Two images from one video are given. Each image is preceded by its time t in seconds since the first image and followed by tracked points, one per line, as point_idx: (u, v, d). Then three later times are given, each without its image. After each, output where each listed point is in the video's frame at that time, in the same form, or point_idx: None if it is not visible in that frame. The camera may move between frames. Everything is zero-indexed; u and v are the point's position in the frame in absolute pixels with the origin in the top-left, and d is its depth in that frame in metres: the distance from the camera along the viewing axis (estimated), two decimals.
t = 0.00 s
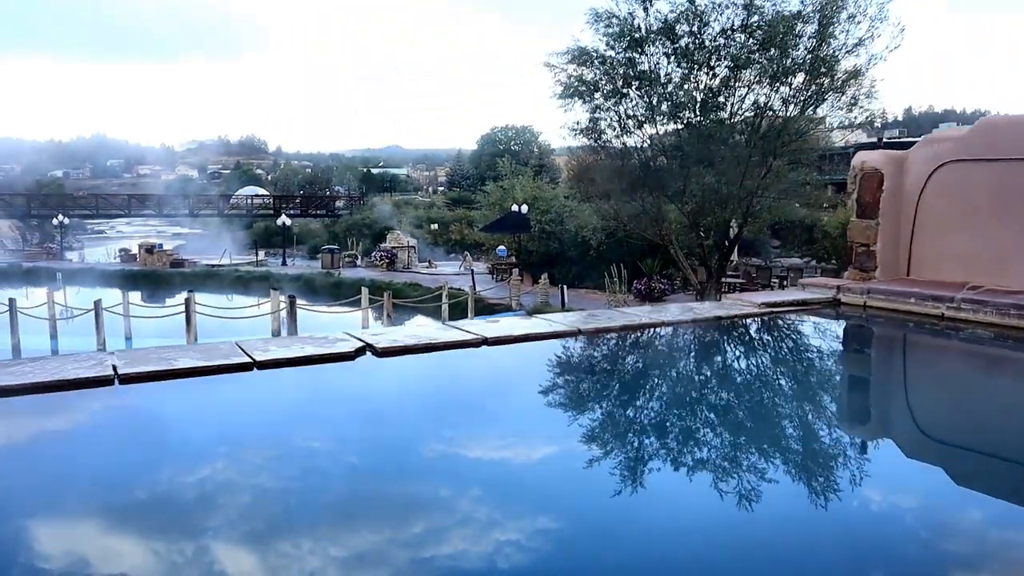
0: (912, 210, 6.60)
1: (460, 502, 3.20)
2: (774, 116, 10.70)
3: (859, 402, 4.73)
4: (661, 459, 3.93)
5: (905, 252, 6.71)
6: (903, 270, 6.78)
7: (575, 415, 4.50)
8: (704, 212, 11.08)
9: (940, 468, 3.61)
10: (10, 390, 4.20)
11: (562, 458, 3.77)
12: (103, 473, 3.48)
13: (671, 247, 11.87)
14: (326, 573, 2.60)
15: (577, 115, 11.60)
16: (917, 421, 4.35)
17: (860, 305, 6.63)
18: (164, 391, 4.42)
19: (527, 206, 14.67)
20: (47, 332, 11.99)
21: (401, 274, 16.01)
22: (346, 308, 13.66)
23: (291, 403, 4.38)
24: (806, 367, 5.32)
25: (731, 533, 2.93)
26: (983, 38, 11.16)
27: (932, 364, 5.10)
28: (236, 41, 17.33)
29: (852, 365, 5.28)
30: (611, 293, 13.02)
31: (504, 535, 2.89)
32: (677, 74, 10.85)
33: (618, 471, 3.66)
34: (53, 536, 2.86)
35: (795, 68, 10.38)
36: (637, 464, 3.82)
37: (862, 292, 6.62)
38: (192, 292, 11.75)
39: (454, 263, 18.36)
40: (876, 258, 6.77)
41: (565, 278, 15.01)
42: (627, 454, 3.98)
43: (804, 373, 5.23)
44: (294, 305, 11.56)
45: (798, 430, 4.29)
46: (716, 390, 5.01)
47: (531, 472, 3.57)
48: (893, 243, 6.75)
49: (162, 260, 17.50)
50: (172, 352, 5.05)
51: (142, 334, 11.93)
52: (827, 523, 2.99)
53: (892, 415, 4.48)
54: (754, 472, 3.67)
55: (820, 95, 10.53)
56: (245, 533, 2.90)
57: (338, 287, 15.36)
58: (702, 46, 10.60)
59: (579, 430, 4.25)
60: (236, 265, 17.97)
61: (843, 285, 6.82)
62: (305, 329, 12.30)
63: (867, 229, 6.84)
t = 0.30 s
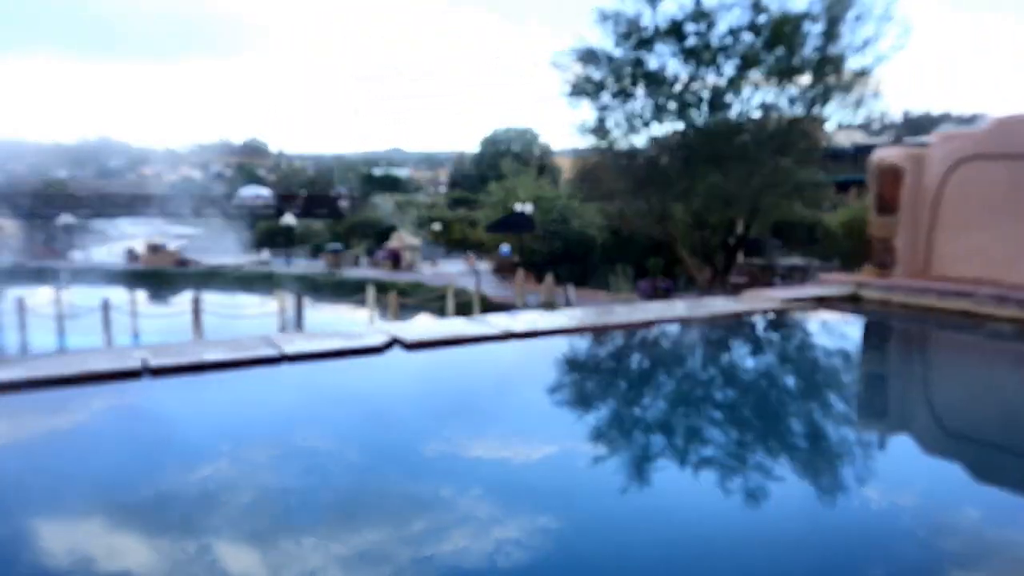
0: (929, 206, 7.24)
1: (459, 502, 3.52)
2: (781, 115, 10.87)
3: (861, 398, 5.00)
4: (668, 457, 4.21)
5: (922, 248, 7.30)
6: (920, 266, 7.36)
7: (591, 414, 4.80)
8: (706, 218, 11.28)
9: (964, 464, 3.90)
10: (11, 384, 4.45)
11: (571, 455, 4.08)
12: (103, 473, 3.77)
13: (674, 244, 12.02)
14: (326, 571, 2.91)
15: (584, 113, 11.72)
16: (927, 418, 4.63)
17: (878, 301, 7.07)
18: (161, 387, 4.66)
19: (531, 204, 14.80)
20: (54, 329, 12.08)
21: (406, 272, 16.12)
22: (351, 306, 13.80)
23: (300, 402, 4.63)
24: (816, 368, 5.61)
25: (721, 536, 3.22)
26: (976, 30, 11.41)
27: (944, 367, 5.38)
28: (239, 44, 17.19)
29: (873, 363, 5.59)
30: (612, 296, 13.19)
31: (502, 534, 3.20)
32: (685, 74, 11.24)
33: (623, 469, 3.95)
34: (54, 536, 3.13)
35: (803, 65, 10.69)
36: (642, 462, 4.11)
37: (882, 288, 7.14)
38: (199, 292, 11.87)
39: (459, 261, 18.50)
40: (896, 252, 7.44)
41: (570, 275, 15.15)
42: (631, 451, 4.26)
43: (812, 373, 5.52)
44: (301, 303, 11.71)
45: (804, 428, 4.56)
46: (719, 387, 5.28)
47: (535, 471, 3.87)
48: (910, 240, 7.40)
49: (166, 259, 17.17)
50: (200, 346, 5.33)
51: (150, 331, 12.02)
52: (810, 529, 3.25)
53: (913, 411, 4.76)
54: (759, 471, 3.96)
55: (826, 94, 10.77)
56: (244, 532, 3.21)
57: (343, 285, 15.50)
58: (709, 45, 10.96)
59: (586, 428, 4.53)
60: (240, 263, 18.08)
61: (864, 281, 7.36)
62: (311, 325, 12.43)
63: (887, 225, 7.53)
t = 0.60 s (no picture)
0: (960, 199, 7.16)
1: (463, 504, 3.04)
2: (794, 113, 10.95)
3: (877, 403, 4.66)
4: (680, 459, 3.78)
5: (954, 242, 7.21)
6: (952, 261, 7.29)
7: (598, 413, 4.43)
8: (718, 216, 11.32)
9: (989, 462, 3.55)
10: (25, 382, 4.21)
11: (584, 456, 3.66)
12: (106, 474, 3.34)
13: (689, 243, 11.78)
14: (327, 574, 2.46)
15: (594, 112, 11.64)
16: (946, 423, 4.28)
17: (910, 296, 7.03)
18: (162, 389, 4.33)
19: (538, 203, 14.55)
20: (56, 331, 11.79)
21: (410, 273, 15.87)
22: (357, 305, 13.52)
23: (285, 403, 4.24)
24: (829, 369, 5.32)
25: (753, 535, 2.79)
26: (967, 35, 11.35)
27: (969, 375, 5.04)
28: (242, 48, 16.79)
29: (896, 360, 5.43)
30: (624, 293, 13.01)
31: (506, 537, 2.74)
32: (694, 70, 11.04)
33: (635, 470, 3.53)
34: (52, 536, 2.72)
35: (816, 62, 10.61)
36: (655, 464, 3.67)
37: (912, 283, 7.05)
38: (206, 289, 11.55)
39: (464, 262, 18.23)
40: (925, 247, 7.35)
41: (578, 275, 14.87)
42: (642, 454, 3.83)
43: (830, 375, 5.22)
44: (307, 302, 11.44)
45: (819, 428, 4.24)
46: (730, 392, 4.91)
47: (537, 470, 3.42)
48: (940, 233, 7.32)
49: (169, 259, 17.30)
50: (226, 342, 5.23)
51: (155, 331, 11.74)
52: (828, 526, 2.84)
53: (940, 413, 4.43)
54: (773, 471, 3.55)
55: (839, 91, 10.82)
56: (245, 535, 2.75)
57: (347, 285, 15.21)
58: (721, 40, 10.77)
59: (596, 429, 4.12)
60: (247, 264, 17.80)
61: (893, 276, 7.31)
62: (318, 324, 12.13)
63: (917, 218, 7.43)
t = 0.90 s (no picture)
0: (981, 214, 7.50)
1: (476, 509, 4.73)
2: (804, 104, 13.05)
3: (839, 447, 5.82)
4: (681, 479, 5.22)
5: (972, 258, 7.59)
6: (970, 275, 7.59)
7: (624, 457, 5.55)
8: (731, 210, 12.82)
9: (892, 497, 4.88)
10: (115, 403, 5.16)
11: (586, 507, 4.73)
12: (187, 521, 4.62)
13: (700, 241, 13.27)
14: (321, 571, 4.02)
15: (607, 104, 13.62)
16: (908, 468, 5.30)
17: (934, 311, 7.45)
18: (163, 399, 6.30)
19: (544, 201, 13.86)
20: (58, 330, 11.51)
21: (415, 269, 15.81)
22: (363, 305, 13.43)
23: (262, 412, 6.16)
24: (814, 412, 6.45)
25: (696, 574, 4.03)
26: (982, 25, 11.15)
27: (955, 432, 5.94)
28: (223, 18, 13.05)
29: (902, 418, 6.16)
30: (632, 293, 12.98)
31: (510, 541, 4.35)
32: (707, 65, 13.23)
33: (650, 476, 5.22)
34: (57, 538, 4.35)
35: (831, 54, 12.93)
36: (666, 473, 5.30)
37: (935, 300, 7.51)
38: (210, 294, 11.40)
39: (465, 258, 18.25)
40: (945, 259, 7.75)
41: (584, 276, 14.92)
42: (647, 475, 5.24)
43: (803, 401, 6.74)
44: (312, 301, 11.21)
45: (791, 459, 5.58)
46: (727, 439, 5.95)
47: (548, 513, 4.64)
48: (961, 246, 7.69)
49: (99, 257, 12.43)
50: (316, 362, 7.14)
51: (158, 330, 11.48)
52: (747, 562, 4.13)
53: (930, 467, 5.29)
54: (752, 492, 4.99)
55: (843, 85, 13.06)
56: (246, 535, 4.42)
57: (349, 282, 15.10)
58: (731, 39, 13.02)
59: (607, 455, 5.56)
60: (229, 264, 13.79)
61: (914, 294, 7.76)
62: (325, 323, 11.89)
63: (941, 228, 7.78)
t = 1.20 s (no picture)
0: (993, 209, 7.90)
1: (486, 509, 4.69)
2: (814, 100, 13.26)
3: (851, 445, 5.74)
4: (690, 476, 5.21)
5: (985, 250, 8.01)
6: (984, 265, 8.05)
7: (633, 457, 5.47)
8: (741, 209, 13.33)
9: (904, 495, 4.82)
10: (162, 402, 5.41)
11: (593, 509, 4.66)
12: (189, 520, 4.59)
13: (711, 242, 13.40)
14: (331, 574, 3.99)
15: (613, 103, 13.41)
16: (927, 467, 5.22)
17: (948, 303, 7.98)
18: (172, 401, 6.29)
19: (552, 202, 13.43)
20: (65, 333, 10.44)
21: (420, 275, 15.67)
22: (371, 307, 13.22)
23: (280, 411, 6.18)
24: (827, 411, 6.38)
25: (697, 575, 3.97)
26: (993, 25, 11.70)
27: (972, 430, 5.89)
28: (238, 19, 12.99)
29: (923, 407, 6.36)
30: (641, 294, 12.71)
31: (517, 541, 4.30)
32: (715, 62, 13.26)
33: (657, 476, 5.17)
34: (62, 542, 4.31)
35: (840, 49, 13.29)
36: (677, 474, 5.24)
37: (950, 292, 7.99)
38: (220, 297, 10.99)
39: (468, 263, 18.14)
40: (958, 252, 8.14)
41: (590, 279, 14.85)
42: (656, 475, 5.19)
43: (813, 399, 6.66)
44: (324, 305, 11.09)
45: (803, 458, 5.52)
46: (737, 438, 5.86)
47: (553, 512, 4.61)
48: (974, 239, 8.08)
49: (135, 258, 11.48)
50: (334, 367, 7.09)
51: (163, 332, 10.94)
52: (745, 561, 4.08)
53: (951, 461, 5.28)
54: (764, 492, 4.92)
55: (851, 82, 13.33)
56: (255, 538, 4.37)
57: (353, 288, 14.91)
58: (739, 36, 13.14)
59: (616, 455, 5.50)
60: (231, 268, 11.98)
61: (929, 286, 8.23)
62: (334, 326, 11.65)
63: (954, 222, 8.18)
